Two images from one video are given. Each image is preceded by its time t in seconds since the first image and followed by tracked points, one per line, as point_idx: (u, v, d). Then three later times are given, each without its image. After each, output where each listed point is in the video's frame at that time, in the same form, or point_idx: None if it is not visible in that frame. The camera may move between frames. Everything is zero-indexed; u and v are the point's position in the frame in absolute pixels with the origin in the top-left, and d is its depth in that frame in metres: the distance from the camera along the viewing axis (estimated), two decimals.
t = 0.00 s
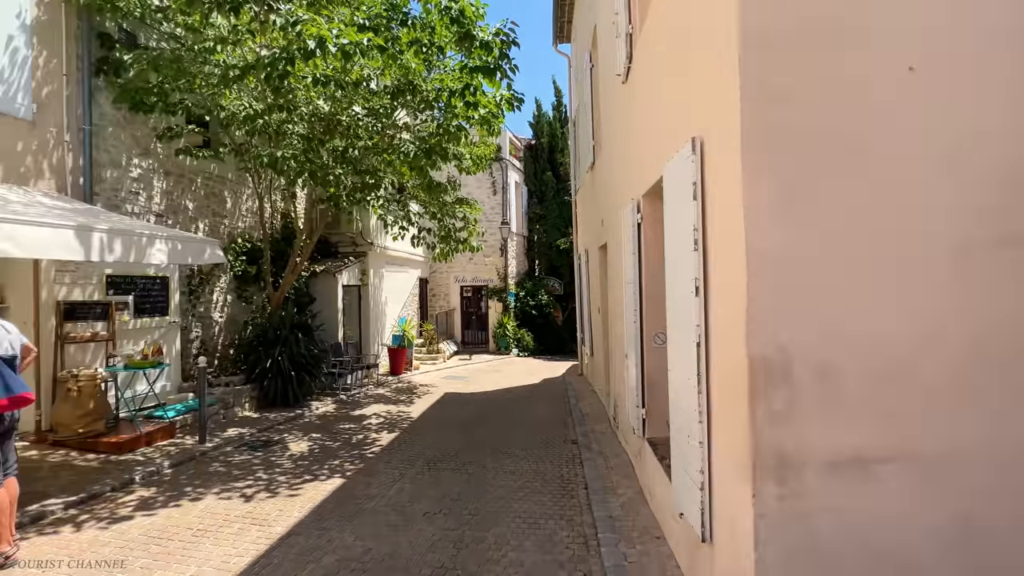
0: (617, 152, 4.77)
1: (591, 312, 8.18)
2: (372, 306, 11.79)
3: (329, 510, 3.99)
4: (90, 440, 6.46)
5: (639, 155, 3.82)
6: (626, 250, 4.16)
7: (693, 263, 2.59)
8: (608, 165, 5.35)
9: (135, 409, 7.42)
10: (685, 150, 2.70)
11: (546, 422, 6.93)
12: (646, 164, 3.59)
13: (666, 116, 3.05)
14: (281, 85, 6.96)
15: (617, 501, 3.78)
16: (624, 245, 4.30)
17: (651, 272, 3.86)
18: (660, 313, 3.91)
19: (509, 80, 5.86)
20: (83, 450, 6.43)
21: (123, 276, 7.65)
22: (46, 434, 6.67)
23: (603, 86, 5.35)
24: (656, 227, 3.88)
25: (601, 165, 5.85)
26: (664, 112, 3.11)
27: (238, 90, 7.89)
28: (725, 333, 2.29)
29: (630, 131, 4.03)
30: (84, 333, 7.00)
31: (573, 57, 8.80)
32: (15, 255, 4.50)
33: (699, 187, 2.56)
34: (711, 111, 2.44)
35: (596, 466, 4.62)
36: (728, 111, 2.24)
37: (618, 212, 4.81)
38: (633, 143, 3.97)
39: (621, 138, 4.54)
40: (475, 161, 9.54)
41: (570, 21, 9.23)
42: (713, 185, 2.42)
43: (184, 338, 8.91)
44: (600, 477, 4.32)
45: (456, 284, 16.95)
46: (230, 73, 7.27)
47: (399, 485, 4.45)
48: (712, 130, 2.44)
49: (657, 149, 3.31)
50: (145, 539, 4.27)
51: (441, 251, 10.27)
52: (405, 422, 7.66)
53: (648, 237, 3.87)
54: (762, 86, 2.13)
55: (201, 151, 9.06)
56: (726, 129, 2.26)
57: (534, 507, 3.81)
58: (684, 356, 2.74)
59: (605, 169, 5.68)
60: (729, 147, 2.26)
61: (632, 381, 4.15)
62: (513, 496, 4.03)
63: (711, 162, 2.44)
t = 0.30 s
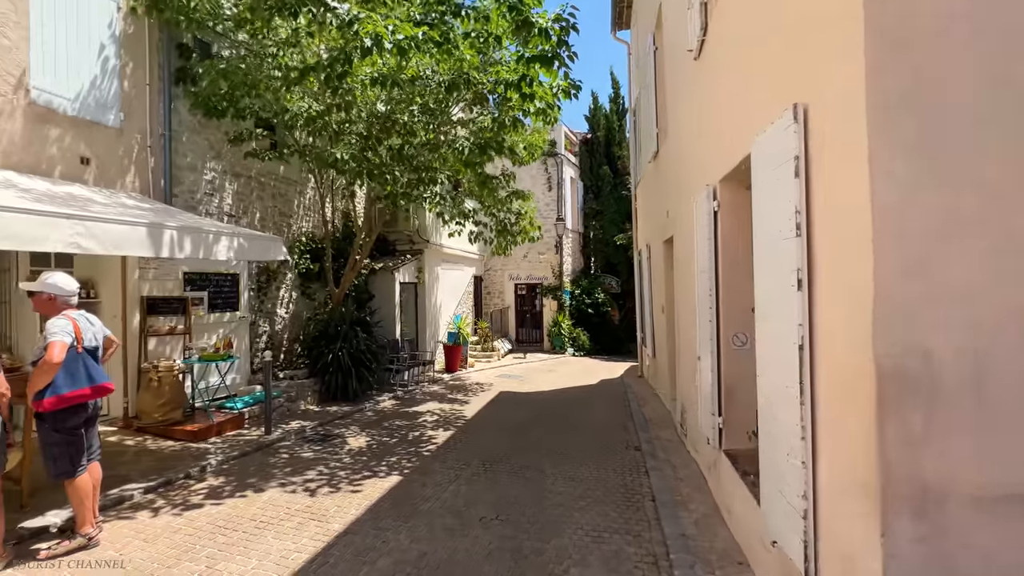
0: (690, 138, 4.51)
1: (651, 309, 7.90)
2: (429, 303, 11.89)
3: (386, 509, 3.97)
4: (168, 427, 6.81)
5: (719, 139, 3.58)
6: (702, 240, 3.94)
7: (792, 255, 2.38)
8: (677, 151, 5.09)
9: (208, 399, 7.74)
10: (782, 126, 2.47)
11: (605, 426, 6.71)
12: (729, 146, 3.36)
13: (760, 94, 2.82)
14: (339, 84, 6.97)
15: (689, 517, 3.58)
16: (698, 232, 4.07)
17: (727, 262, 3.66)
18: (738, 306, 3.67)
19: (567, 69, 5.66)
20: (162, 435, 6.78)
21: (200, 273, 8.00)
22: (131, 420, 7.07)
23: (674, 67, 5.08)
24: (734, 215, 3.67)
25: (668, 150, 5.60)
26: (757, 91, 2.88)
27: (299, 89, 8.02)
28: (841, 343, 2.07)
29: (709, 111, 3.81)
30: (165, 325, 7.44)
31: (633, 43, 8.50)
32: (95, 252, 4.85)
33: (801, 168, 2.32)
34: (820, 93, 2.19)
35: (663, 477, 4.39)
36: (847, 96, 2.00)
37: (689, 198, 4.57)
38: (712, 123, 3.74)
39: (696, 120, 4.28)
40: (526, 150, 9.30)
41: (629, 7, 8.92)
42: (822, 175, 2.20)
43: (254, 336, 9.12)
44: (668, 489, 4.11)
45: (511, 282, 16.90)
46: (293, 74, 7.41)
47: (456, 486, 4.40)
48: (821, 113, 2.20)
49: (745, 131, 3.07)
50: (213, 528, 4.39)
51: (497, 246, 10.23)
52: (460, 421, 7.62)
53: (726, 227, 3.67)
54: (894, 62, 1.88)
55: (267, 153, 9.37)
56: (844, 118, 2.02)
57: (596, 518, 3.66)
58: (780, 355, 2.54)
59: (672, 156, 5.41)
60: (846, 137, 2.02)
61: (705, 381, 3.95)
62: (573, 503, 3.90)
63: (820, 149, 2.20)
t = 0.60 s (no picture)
0: (779, 120, 4.11)
1: (722, 305, 7.44)
2: (485, 301, 11.83)
3: (440, 515, 3.87)
4: (237, 419, 7.01)
5: (818, 120, 3.25)
6: (793, 230, 3.63)
7: (929, 246, 2.00)
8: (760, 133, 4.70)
9: (275, 394, 7.95)
10: (916, 83, 2.07)
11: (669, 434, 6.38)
12: (830, 126, 3.05)
13: (877, 66, 2.50)
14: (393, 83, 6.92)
15: (772, 548, 3.32)
16: (787, 220, 3.75)
17: (825, 258, 3.38)
18: (836, 308, 3.41)
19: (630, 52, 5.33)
20: (233, 427, 6.99)
21: (266, 272, 8.22)
22: (205, 412, 7.34)
23: (757, 41, 4.65)
24: (830, 201, 3.36)
25: (747, 131, 5.18)
26: (876, 53, 2.50)
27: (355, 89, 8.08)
28: (1001, 355, 1.68)
29: (805, 86, 3.46)
30: (236, 322, 7.69)
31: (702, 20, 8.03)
32: (166, 251, 5.01)
33: (942, 137, 1.95)
34: (970, 45, 1.80)
35: (740, 496, 4.14)
36: (1015, 47, 1.59)
37: (775, 183, 4.21)
38: (810, 101, 3.40)
39: (789, 96, 3.87)
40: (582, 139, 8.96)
41: None
42: (970, 151, 1.81)
43: (317, 333, 9.29)
44: (745, 512, 3.85)
45: (568, 281, 16.64)
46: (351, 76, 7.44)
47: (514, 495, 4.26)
48: (970, 70, 1.80)
49: (857, 105, 2.72)
50: (272, 524, 4.45)
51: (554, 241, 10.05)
52: (515, 423, 7.48)
53: (824, 217, 3.38)
54: None
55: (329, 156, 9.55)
56: (1010, 75, 1.61)
57: (664, 541, 3.48)
58: (906, 360, 2.19)
59: (752, 140, 5.00)
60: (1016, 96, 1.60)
61: (796, 391, 3.61)
62: (638, 523, 3.72)
63: (969, 116, 1.82)
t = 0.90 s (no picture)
0: (855, 98, 3.74)
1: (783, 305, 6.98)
2: (529, 300, 11.62)
3: (476, 521, 3.74)
4: (286, 414, 7.06)
5: (906, 91, 2.90)
6: (872, 220, 3.29)
7: None
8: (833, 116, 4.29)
9: (321, 390, 8.01)
10: None
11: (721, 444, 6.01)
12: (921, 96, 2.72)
13: (988, 24, 2.16)
14: (432, 79, 7.02)
15: None
16: (864, 209, 3.41)
17: (911, 247, 3.06)
18: (924, 303, 3.05)
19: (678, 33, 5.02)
20: (281, 422, 7.06)
21: (312, 270, 8.26)
22: (255, 406, 7.45)
23: (829, 14, 4.24)
24: (919, 180, 3.04)
25: (816, 115, 4.76)
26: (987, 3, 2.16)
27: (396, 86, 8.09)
28: None
29: (888, 56, 3.12)
30: (284, 319, 7.76)
31: None
32: (213, 251, 5.10)
33: None
34: None
35: (806, 518, 3.78)
36: None
37: (851, 167, 3.82)
38: (895, 75, 3.05)
39: (870, 72, 3.48)
40: (629, 130, 8.60)
41: None
42: None
43: (363, 330, 9.36)
44: (812, 536, 3.51)
45: (616, 279, 16.27)
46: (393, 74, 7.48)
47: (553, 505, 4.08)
48: None
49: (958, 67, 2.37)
50: (308, 522, 4.48)
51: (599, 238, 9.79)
52: (557, 426, 7.26)
53: (910, 199, 3.07)
54: None
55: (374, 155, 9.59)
56: None
57: (714, 561, 3.23)
58: None
59: (823, 124, 4.57)
60: None
61: (881, 397, 3.21)
62: (687, 542, 3.47)
63: None
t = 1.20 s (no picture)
0: (932, 71, 3.39)
1: (847, 305, 6.50)
2: (570, 299, 11.36)
3: (508, 536, 3.60)
4: (325, 413, 7.08)
5: (999, 58, 2.57)
6: (960, 210, 2.94)
7: None
8: (905, 96, 3.90)
9: (359, 388, 8.03)
10: None
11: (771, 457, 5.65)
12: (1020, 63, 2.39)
13: None
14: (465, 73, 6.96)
15: None
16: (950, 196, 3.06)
17: (1007, 237, 2.71)
18: None
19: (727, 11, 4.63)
20: (321, 420, 7.09)
21: (352, 270, 8.23)
22: (297, 403, 7.50)
23: None
24: (1018, 157, 2.69)
25: (886, 95, 4.37)
26: None
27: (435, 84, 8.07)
28: None
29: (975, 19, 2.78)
30: (324, 318, 7.73)
31: None
32: (245, 251, 5.21)
33: None
34: None
35: (875, 547, 3.42)
36: None
37: (929, 148, 3.45)
38: (985, 40, 2.72)
39: (949, 40, 3.13)
40: (673, 122, 8.27)
41: None
42: None
43: (402, 329, 9.39)
44: (881, 566, 3.16)
45: (662, 279, 15.80)
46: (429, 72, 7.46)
47: (589, 519, 3.89)
48: None
49: None
50: (338, 524, 4.41)
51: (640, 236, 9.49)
52: (595, 431, 7.00)
53: (1007, 182, 2.72)
54: None
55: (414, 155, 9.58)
56: None
57: None
58: None
59: (894, 104, 4.16)
60: None
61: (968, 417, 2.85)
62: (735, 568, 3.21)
63: None
